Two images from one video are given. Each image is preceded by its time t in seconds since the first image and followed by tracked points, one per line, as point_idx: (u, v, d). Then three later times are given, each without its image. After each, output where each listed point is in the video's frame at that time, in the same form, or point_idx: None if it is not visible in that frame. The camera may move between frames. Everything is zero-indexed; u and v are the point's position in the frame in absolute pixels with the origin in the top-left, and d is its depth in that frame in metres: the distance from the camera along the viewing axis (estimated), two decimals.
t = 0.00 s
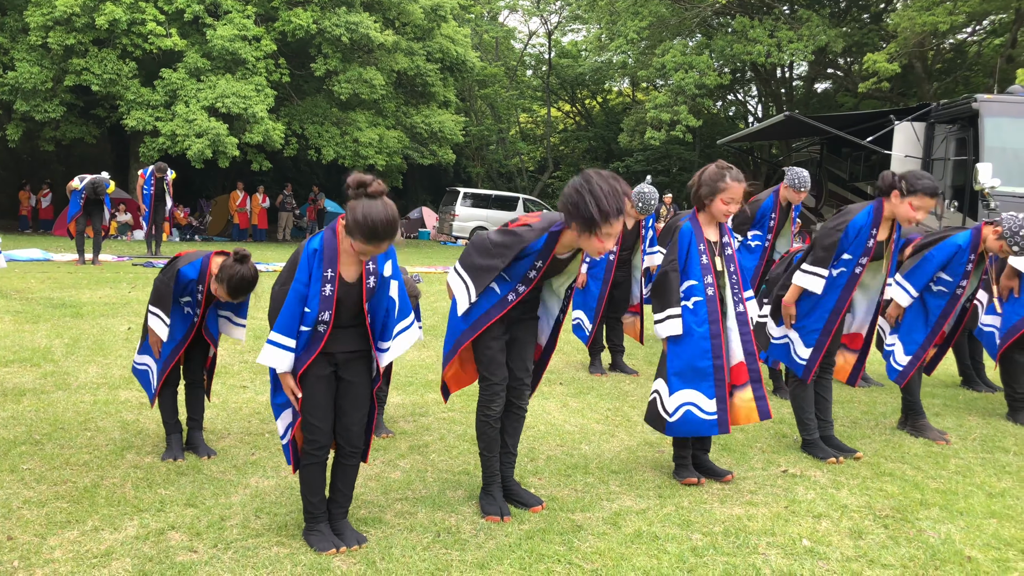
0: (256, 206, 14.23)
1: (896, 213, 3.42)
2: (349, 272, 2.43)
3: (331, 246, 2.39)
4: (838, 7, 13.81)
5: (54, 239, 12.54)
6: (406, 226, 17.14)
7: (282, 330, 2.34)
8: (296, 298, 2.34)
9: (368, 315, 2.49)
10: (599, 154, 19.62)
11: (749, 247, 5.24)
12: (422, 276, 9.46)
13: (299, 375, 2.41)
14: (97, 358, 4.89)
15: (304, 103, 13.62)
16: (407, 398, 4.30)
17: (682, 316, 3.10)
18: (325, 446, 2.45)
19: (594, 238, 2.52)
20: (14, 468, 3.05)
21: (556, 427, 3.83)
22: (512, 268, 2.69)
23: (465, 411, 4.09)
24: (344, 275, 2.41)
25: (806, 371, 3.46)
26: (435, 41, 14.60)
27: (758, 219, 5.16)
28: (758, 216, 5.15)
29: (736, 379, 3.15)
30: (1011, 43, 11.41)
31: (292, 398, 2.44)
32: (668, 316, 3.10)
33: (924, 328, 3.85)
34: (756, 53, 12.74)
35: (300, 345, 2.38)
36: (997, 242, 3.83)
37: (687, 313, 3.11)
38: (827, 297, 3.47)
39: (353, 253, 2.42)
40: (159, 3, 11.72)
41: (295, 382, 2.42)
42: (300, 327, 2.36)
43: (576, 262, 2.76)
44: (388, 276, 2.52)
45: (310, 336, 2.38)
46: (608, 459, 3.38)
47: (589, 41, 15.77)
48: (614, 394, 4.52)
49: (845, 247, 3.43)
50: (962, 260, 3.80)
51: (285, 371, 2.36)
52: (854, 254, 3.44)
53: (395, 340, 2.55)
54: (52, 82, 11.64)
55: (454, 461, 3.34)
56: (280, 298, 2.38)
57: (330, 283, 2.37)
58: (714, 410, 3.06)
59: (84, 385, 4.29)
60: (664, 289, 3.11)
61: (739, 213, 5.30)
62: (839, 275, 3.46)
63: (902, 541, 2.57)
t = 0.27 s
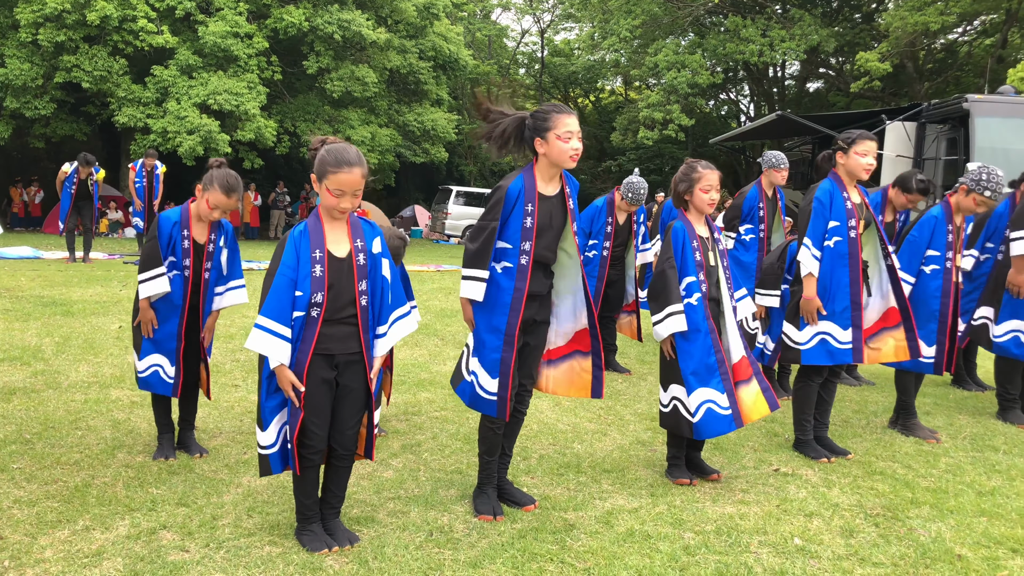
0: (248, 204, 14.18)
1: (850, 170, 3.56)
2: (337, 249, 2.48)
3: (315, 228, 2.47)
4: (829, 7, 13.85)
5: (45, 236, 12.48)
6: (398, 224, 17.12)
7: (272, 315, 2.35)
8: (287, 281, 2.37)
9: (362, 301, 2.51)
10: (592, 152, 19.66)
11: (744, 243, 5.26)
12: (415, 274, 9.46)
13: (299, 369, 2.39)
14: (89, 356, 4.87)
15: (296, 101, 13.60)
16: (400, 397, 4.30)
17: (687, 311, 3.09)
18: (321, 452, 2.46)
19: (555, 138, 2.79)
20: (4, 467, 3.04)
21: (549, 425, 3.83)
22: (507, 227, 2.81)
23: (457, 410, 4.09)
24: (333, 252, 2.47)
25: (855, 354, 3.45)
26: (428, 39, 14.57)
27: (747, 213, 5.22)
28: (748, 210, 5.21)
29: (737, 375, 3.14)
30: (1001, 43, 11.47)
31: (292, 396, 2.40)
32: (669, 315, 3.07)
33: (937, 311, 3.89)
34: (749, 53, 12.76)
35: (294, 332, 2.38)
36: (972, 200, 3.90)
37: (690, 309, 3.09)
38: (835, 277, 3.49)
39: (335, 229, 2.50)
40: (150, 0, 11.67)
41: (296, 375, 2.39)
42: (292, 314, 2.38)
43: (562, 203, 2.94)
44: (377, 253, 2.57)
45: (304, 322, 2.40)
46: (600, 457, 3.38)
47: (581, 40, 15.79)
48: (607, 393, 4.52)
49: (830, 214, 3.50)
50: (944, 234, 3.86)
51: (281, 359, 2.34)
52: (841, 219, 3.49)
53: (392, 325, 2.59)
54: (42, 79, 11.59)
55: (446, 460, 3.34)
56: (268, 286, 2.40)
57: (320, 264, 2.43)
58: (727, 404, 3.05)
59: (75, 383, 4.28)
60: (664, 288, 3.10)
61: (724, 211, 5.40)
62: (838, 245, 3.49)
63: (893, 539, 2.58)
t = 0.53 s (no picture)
0: (239, 202, 14.14)
1: (827, 172, 3.61)
2: (337, 245, 2.49)
3: (313, 225, 2.48)
4: (821, 6, 13.88)
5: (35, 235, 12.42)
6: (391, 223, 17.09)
7: (272, 311, 2.34)
8: (287, 277, 2.37)
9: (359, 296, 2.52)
10: (584, 151, 19.68)
11: (731, 241, 5.35)
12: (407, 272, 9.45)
13: (297, 366, 2.39)
14: (79, 355, 4.85)
15: (288, 99, 13.56)
16: (391, 396, 4.30)
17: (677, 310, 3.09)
18: (318, 451, 2.44)
19: (541, 129, 2.80)
20: None
21: (541, 424, 3.83)
22: (500, 220, 2.82)
23: (449, 409, 4.09)
24: (333, 247, 2.48)
25: (876, 348, 3.45)
26: (420, 37, 14.55)
27: (733, 211, 5.31)
28: (732, 208, 5.31)
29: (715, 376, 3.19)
30: (991, 43, 11.53)
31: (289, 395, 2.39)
32: (659, 312, 3.07)
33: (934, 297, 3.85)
34: (741, 51, 12.78)
35: (293, 329, 2.38)
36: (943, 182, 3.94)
37: (680, 308, 3.09)
38: (830, 274, 3.50)
39: (332, 226, 2.51)
40: None
41: (294, 372, 2.38)
42: (292, 310, 2.38)
43: (550, 194, 2.95)
44: (375, 251, 2.59)
45: (303, 318, 2.40)
46: (592, 455, 3.39)
47: (574, 38, 15.79)
48: (599, 391, 4.53)
49: (816, 217, 3.53)
50: (924, 223, 3.86)
51: (280, 356, 2.33)
52: (827, 220, 3.53)
53: (384, 323, 2.58)
54: (32, 76, 11.54)
55: (438, 458, 3.34)
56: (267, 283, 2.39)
57: (319, 260, 2.44)
58: (702, 404, 3.06)
59: (66, 382, 4.26)
60: (656, 286, 3.09)
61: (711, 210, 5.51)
62: (828, 245, 3.51)
63: (883, 537, 2.59)
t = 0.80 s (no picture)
0: (232, 201, 14.10)
1: (821, 173, 3.65)
2: (334, 244, 2.49)
3: (312, 224, 2.47)
4: (814, 5, 13.92)
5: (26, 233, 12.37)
6: (384, 222, 17.07)
7: (273, 309, 2.34)
8: (287, 275, 2.36)
9: (355, 295, 2.53)
10: (578, 149, 19.69)
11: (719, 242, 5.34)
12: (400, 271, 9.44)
13: (293, 361, 2.38)
14: (70, 354, 4.83)
15: (281, 97, 13.53)
16: (384, 394, 4.29)
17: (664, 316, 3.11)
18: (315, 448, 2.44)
19: (535, 130, 2.81)
20: None
21: (534, 423, 3.83)
22: (492, 219, 2.83)
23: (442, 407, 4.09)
24: (331, 247, 2.48)
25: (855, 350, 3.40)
26: (414, 35, 14.52)
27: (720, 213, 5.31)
28: (720, 209, 5.31)
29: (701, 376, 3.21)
30: (983, 42, 11.58)
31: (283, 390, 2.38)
32: (645, 316, 3.08)
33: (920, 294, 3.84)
34: (734, 50, 12.80)
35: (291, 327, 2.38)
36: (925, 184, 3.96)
37: (666, 313, 3.10)
38: (816, 273, 3.49)
39: (331, 225, 2.50)
40: None
41: (288, 368, 2.37)
42: (289, 307, 2.37)
43: (537, 195, 2.94)
44: (369, 251, 2.60)
45: (301, 316, 2.40)
46: (585, 454, 3.39)
47: (568, 37, 15.78)
48: (592, 390, 4.53)
49: (808, 216, 3.53)
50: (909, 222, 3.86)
51: (278, 351, 2.32)
52: (820, 219, 3.53)
53: (376, 322, 2.57)
54: (23, 73, 11.49)
55: (431, 457, 3.33)
56: (267, 281, 2.39)
57: (318, 259, 2.44)
58: (683, 408, 3.09)
59: (57, 381, 4.24)
60: (644, 291, 3.10)
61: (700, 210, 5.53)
62: (818, 246, 3.51)
63: (874, 535, 2.60)
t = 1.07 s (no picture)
0: (226, 199, 14.08)
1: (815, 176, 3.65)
2: (317, 241, 2.50)
3: (297, 221, 2.49)
4: (809, 6, 13.95)
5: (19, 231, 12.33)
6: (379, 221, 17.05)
7: (250, 302, 2.37)
8: (267, 269, 2.40)
9: (343, 293, 2.53)
10: (572, 149, 19.70)
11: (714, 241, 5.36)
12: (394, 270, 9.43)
13: (272, 355, 2.41)
14: (64, 353, 4.82)
15: (276, 96, 13.51)
16: (379, 394, 4.29)
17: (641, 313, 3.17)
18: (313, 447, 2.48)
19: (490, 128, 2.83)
20: None
21: (529, 422, 3.84)
22: (464, 215, 2.88)
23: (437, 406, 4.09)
24: (313, 243, 2.49)
25: (820, 350, 3.53)
26: (408, 34, 14.51)
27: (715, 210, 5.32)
28: (716, 206, 5.30)
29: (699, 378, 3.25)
30: (977, 43, 11.63)
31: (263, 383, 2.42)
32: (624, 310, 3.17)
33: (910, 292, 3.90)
34: (728, 50, 12.82)
35: (272, 320, 2.41)
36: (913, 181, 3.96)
37: (644, 311, 3.17)
38: (802, 275, 3.61)
39: (316, 224, 2.51)
40: None
41: (267, 362, 2.41)
42: (269, 302, 2.40)
43: (517, 193, 2.92)
44: (360, 251, 2.58)
45: (283, 311, 2.42)
46: (580, 453, 3.39)
47: (563, 36, 15.78)
48: (587, 390, 4.54)
49: (799, 216, 3.60)
50: (899, 222, 3.88)
51: (255, 344, 2.36)
52: (810, 221, 3.60)
53: (369, 320, 2.59)
54: (16, 71, 11.45)
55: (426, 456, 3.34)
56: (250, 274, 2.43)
57: (300, 256, 2.45)
58: (664, 401, 3.13)
59: (51, 380, 4.23)
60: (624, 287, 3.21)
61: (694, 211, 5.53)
62: (805, 245, 3.60)
63: (869, 534, 2.61)
